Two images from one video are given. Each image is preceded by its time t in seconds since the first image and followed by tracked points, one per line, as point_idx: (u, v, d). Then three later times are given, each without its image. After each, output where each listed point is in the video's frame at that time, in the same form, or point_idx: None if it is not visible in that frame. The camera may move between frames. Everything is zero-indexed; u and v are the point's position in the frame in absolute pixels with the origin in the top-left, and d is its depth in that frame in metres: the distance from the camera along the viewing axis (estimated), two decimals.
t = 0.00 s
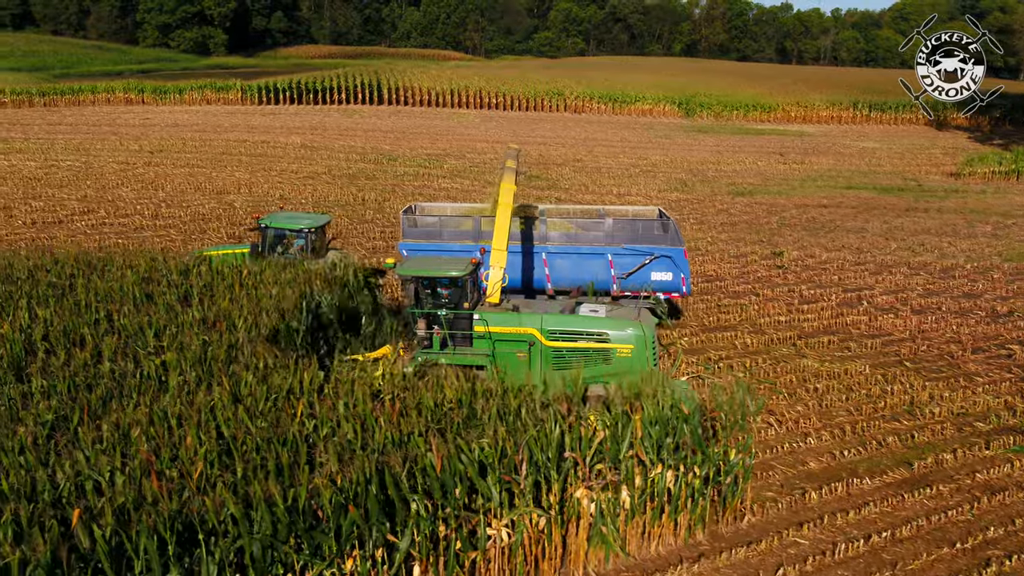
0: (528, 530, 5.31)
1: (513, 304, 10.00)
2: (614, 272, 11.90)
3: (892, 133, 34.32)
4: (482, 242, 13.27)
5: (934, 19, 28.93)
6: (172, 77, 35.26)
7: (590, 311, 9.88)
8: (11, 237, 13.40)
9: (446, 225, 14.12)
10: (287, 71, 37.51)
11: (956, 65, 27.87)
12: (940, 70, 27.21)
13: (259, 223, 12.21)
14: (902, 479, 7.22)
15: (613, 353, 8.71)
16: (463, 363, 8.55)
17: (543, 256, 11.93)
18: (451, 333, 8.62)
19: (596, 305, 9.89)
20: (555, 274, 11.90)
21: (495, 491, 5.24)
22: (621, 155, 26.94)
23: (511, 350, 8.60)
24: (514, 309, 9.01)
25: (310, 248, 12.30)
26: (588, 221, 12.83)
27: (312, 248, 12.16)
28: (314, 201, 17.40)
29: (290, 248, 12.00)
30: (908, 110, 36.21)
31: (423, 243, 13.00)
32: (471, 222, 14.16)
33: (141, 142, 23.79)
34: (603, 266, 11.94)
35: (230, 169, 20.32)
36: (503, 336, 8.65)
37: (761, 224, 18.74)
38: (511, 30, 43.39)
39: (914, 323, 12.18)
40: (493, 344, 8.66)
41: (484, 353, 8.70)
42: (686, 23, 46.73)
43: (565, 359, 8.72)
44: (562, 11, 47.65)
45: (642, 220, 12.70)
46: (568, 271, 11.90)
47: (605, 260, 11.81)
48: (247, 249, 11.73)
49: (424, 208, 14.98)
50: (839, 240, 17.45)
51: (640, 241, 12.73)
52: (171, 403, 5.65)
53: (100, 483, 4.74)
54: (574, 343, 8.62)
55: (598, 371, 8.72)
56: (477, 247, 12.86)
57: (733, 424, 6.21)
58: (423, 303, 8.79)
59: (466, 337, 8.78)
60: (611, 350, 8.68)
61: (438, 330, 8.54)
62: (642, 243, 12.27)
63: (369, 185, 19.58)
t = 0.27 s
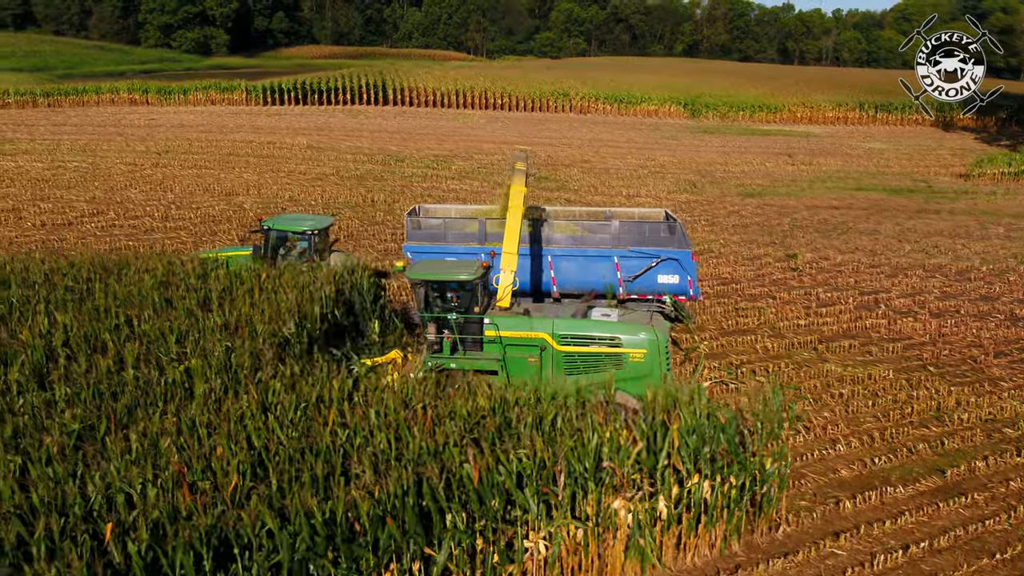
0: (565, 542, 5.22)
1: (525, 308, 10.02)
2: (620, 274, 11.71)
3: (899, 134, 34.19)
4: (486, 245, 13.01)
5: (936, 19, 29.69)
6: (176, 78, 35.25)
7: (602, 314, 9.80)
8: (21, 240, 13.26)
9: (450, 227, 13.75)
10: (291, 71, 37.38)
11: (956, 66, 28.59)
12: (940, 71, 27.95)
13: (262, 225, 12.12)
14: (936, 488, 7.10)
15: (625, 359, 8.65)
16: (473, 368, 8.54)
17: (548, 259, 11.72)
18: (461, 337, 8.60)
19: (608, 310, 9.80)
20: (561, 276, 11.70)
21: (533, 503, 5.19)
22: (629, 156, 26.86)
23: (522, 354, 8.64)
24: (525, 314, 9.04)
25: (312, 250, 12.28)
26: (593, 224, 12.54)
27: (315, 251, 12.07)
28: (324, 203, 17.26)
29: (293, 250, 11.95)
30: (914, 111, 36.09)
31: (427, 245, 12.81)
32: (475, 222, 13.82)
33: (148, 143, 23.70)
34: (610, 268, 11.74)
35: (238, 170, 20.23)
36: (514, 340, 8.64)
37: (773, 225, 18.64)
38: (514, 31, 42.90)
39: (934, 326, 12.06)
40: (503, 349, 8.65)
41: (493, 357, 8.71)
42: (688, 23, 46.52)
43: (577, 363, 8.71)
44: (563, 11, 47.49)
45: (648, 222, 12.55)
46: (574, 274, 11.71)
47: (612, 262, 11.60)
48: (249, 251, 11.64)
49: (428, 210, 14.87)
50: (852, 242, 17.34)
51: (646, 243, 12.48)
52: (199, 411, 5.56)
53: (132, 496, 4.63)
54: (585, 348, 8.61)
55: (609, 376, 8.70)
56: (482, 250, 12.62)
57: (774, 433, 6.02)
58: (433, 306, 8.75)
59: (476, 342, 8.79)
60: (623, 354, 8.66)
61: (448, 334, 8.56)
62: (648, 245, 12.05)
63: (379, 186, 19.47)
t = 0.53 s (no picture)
0: (604, 553, 5.16)
1: (540, 312, 9.83)
2: (627, 278, 11.63)
3: (906, 135, 34.04)
4: (491, 248, 12.73)
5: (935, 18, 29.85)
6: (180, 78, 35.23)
7: (615, 318, 9.51)
8: (31, 242, 13.18)
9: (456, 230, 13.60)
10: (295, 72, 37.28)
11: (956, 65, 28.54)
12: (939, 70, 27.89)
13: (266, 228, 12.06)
14: (971, 497, 6.97)
15: (639, 364, 8.43)
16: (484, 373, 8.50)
17: (554, 261, 11.68)
18: (472, 342, 8.48)
19: (623, 313, 9.50)
20: (566, 279, 11.66)
21: (573, 516, 5.19)
22: (637, 158, 26.74)
23: (534, 358, 8.53)
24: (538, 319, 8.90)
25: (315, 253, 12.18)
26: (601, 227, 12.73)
27: (319, 253, 11.97)
28: (334, 204, 17.16)
29: (296, 253, 11.84)
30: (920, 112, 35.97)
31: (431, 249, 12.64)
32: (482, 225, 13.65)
33: (154, 144, 23.61)
34: (616, 271, 11.69)
35: (246, 171, 20.13)
36: (526, 345, 8.52)
37: (785, 227, 18.53)
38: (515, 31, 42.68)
39: (955, 330, 11.92)
40: (515, 354, 8.53)
41: (505, 362, 8.60)
42: (690, 23, 46.29)
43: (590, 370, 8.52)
44: (565, 11, 47.33)
45: (655, 226, 12.67)
46: (580, 276, 11.65)
47: (618, 265, 11.53)
48: (252, 253, 11.55)
49: (433, 212, 14.76)
50: (865, 244, 17.23)
51: (653, 246, 12.71)
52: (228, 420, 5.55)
53: (165, 509, 4.64)
54: (599, 353, 8.45)
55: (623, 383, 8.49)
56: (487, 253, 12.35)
57: (810, 441, 5.93)
58: (444, 311, 8.63)
59: (489, 347, 8.66)
60: (637, 360, 8.45)
61: (460, 339, 8.45)
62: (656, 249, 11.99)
63: (388, 188, 19.35)
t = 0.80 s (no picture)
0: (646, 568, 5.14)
1: (552, 315, 9.63)
2: (632, 281, 11.55)
3: (913, 136, 33.93)
4: (494, 250, 12.57)
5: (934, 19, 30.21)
6: (184, 79, 35.19)
7: (630, 323, 9.27)
8: (42, 244, 13.05)
9: (459, 232, 13.33)
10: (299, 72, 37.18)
11: (956, 66, 28.95)
12: (939, 70, 28.11)
13: (269, 231, 11.98)
14: (1009, 506, 6.83)
15: (653, 371, 8.26)
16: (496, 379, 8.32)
17: (559, 263, 11.57)
18: (483, 348, 8.35)
19: (635, 317, 9.26)
20: (571, 282, 11.54)
21: (613, 530, 5.18)
22: (645, 159, 26.62)
23: (547, 365, 8.28)
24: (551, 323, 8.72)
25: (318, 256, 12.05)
26: (606, 230, 12.65)
27: (322, 256, 11.86)
28: (344, 206, 17.02)
29: (299, 256, 11.73)
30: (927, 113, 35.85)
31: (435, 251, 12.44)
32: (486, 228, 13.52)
33: (161, 145, 23.50)
34: (621, 274, 11.59)
35: (255, 172, 20.01)
36: (538, 349, 8.34)
37: (797, 229, 18.41)
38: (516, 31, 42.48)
39: (975, 333, 11.80)
40: (528, 359, 8.34)
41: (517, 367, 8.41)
42: (692, 24, 46.52)
43: (604, 375, 8.34)
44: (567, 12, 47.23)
45: (661, 228, 12.68)
46: (585, 279, 11.52)
47: (624, 268, 11.46)
48: (254, 256, 11.47)
49: (437, 214, 14.64)
50: (878, 246, 17.11)
51: (659, 249, 12.55)
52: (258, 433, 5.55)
53: (200, 524, 4.68)
54: (613, 358, 8.25)
55: (638, 389, 8.32)
56: (491, 255, 12.21)
57: (850, 450, 5.89)
58: (455, 315, 8.50)
59: (500, 352, 8.51)
60: (652, 365, 8.26)
61: (473, 344, 8.31)
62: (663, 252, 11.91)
63: (397, 189, 19.23)
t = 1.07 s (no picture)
0: None
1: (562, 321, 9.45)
2: (638, 284, 11.48)
3: (920, 137, 33.80)
4: (500, 252, 12.39)
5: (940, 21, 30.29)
6: (188, 80, 35.12)
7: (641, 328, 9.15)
8: (52, 247, 12.94)
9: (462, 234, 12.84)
10: (304, 73, 37.07)
11: (956, 66, 29.19)
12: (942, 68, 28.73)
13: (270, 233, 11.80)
14: None
15: (667, 377, 8.14)
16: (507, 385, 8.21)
17: (565, 267, 11.50)
18: (494, 353, 8.25)
19: (648, 322, 9.11)
20: (577, 285, 11.46)
21: (654, 544, 5.19)
22: (653, 160, 26.49)
23: (559, 370, 8.18)
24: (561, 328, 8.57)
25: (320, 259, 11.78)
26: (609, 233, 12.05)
27: (324, 258, 11.66)
28: (354, 208, 16.89)
29: (300, 258, 11.49)
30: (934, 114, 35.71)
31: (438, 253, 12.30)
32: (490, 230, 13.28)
33: (167, 146, 23.38)
34: (627, 278, 11.50)
35: (262, 174, 19.89)
36: (551, 356, 8.18)
37: (809, 231, 18.29)
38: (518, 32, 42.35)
39: (996, 337, 11.67)
40: (540, 365, 8.19)
41: (529, 374, 8.27)
42: (693, 24, 47.20)
43: (617, 382, 8.22)
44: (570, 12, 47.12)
45: (668, 231, 12.05)
46: (591, 283, 11.44)
47: (629, 271, 11.40)
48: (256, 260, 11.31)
49: (441, 217, 14.50)
50: (892, 248, 16.99)
51: (667, 251, 12.12)
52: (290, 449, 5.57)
53: (239, 539, 4.74)
54: (626, 363, 8.11)
55: (651, 395, 8.21)
56: (495, 257, 12.02)
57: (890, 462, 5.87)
58: (465, 321, 8.42)
59: (511, 358, 8.38)
60: (665, 371, 8.11)
61: (483, 349, 8.19)
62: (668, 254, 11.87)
63: (406, 191, 19.11)
